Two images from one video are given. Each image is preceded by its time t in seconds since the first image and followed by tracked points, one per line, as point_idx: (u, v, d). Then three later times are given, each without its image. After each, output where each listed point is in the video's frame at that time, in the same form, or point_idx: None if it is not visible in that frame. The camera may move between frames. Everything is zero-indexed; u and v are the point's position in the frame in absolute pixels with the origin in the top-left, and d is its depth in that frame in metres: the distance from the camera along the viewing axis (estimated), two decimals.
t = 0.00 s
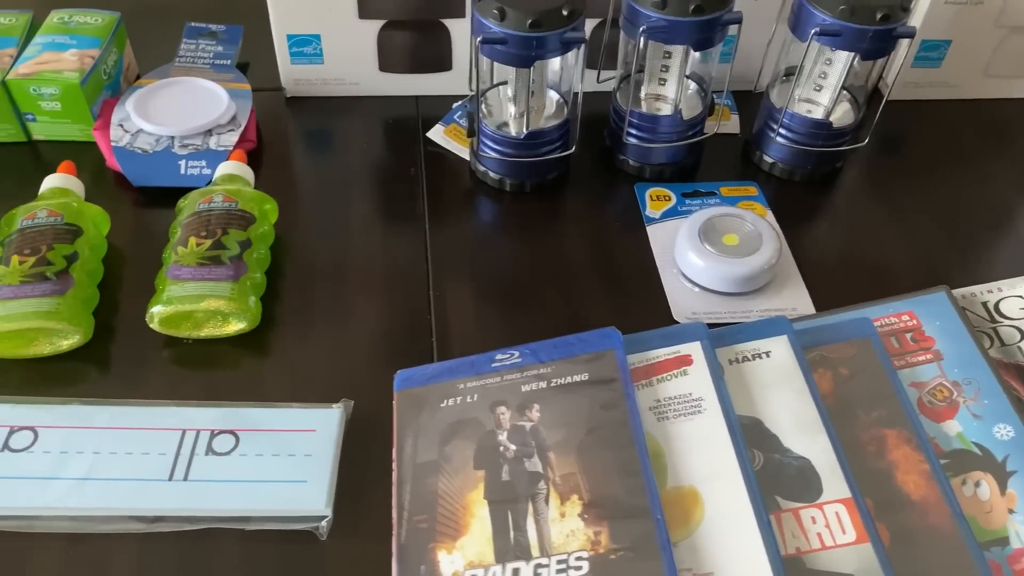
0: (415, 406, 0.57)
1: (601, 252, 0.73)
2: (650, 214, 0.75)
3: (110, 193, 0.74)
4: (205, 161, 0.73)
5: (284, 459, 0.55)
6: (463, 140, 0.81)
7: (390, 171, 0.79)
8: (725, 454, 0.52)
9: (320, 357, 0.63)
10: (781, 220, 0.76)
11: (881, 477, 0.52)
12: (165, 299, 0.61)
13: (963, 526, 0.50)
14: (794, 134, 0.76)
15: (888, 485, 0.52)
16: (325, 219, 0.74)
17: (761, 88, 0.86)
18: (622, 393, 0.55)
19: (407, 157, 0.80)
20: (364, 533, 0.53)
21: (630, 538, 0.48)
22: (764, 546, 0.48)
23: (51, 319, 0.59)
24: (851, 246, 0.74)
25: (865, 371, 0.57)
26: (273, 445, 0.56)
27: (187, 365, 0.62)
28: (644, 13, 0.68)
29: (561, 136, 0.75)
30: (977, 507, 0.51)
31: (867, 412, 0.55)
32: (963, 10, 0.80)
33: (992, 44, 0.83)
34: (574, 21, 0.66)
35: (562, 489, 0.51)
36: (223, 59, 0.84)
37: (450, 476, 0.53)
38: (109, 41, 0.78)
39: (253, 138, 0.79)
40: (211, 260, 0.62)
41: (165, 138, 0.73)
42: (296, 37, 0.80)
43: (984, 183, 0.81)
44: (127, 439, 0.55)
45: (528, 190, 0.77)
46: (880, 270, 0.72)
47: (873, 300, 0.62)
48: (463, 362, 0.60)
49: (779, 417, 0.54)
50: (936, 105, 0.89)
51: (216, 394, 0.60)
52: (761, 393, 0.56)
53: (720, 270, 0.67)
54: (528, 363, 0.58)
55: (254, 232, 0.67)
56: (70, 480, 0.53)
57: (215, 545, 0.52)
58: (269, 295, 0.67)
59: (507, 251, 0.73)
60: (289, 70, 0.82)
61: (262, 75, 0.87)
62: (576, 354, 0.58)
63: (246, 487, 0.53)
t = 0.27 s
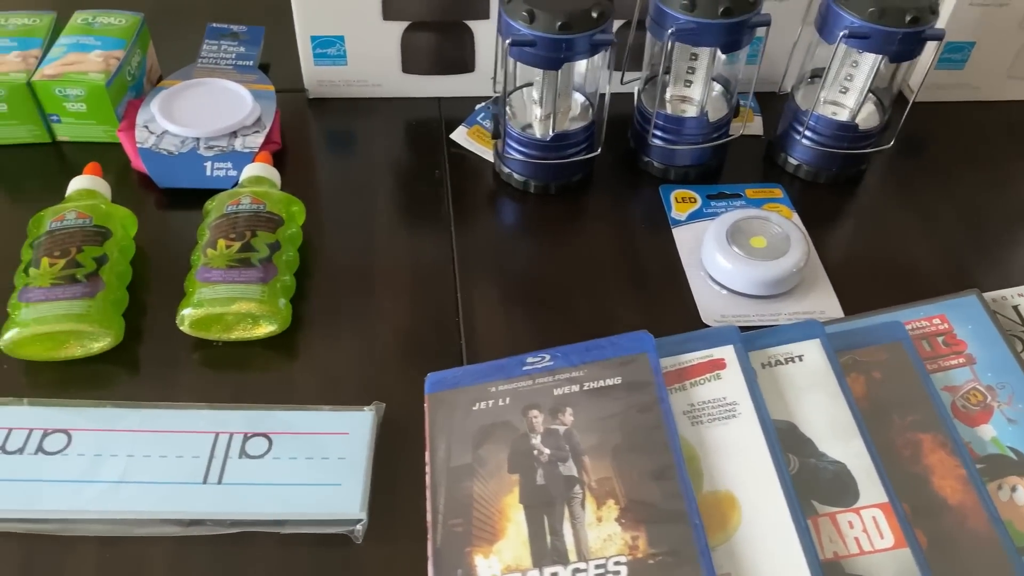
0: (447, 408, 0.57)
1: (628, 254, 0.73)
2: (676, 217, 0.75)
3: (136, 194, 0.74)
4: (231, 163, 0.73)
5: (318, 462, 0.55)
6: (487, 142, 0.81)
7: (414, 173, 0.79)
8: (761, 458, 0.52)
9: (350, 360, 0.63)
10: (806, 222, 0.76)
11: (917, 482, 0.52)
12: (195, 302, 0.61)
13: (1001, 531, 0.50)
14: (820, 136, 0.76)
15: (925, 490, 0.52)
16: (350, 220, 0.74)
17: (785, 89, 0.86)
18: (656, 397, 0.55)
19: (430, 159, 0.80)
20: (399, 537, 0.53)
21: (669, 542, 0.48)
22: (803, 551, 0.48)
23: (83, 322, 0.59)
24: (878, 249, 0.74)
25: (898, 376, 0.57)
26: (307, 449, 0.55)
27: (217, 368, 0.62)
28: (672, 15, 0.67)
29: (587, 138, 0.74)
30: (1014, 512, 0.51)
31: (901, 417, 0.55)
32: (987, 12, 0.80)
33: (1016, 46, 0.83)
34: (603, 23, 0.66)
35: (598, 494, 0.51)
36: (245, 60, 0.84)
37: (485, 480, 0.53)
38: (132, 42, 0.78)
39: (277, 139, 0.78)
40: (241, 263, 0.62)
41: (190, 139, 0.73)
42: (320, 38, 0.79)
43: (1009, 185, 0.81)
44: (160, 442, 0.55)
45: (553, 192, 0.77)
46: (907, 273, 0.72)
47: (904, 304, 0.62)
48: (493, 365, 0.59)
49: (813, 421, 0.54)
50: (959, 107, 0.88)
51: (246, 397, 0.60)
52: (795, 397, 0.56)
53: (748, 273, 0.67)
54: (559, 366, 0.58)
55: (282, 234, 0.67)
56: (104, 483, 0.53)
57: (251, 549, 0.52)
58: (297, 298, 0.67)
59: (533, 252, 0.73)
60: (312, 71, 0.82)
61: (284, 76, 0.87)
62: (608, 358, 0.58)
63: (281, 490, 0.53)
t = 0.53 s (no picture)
0: (481, 412, 0.57)
1: (657, 256, 0.72)
2: (704, 219, 0.75)
3: (163, 196, 0.74)
4: (258, 165, 0.73)
5: (354, 466, 0.55)
6: (512, 144, 0.81)
7: (439, 175, 0.79)
8: (801, 463, 0.52)
9: (382, 363, 0.62)
10: (835, 225, 0.75)
11: (957, 487, 0.52)
12: (227, 305, 0.61)
13: None
14: (848, 138, 0.76)
15: (966, 496, 0.52)
16: (377, 223, 0.74)
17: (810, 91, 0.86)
18: (693, 402, 0.55)
19: (455, 161, 0.80)
20: (436, 542, 0.52)
21: (711, 548, 0.48)
22: (846, 557, 0.48)
23: (116, 325, 0.59)
24: (907, 251, 0.73)
25: (935, 380, 0.57)
26: (342, 453, 0.55)
27: (249, 371, 0.61)
28: (703, 17, 0.67)
29: (615, 140, 0.74)
30: None
31: (939, 421, 0.55)
32: (1014, 14, 0.79)
33: None
34: (635, 25, 0.65)
35: (638, 499, 0.51)
36: (269, 62, 0.83)
37: (522, 484, 0.53)
38: (158, 44, 0.77)
39: (303, 141, 0.78)
40: (273, 266, 0.62)
41: (217, 141, 0.73)
42: (345, 40, 0.79)
43: None
44: (195, 446, 0.55)
45: (580, 195, 0.77)
46: (937, 275, 0.71)
47: (938, 308, 0.63)
48: (527, 369, 0.59)
49: (851, 425, 0.54)
50: (984, 108, 0.88)
51: (279, 400, 0.60)
52: (833, 402, 0.55)
53: (780, 277, 0.66)
54: (594, 371, 0.58)
55: (312, 237, 0.67)
56: (141, 487, 0.53)
57: (288, 554, 0.52)
58: (327, 301, 0.66)
59: (561, 255, 0.72)
60: (337, 73, 0.82)
61: (307, 77, 0.86)
62: (643, 362, 0.57)
63: (317, 494, 0.53)
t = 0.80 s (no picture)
0: (513, 416, 0.57)
1: (682, 259, 0.72)
2: (729, 222, 0.75)
3: (187, 200, 0.74)
4: (284, 169, 0.73)
5: (387, 471, 0.55)
6: (535, 147, 0.81)
7: (463, 178, 0.79)
8: (836, 467, 0.52)
9: (411, 367, 0.62)
10: (859, 228, 0.75)
11: (992, 492, 0.52)
12: (258, 309, 0.61)
13: None
14: (872, 141, 0.76)
15: (1001, 501, 0.52)
16: (402, 226, 0.74)
17: (832, 94, 0.86)
18: (726, 406, 0.55)
19: (478, 164, 0.80)
20: (471, 546, 0.52)
21: (749, 553, 0.48)
22: (885, 562, 0.48)
23: (147, 330, 0.59)
24: (932, 254, 0.73)
25: (967, 384, 0.57)
26: (375, 457, 0.55)
27: (278, 375, 0.61)
28: (730, 20, 0.67)
29: (639, 143, 0.74)
30: None
31: (973, 425, 0.55)
32: None
33: None
34: (663, 29, 0.65)
35: (674, 504, 0.51)
36: (290, 64, 0.83)
37: (557, 489, 0.53)
38: (181, 47, 0.77)
39: (327, 145, 0.78)
40: (302, 270, 0.62)
41: (242, 145, 0.73)
42: (368, 43, 0.79)
43: None
44: (228, 450, 0.55)
45: (604, 198, 0.77)
46: (963, 278, 0.71)
47: (968, 311, 0.64)
48: (557, 373, 0.59)
49: (885, 429, 0.54)
50: (1005, 111, 0.88)
51: (310, 404, 0.60)
52: (866, 406, 0.55)
53: (807, 280, 0.66)
54: (625, 375, 0.58)
55: (340, 241, 0.67)
56: (175, 491, 0.53)
57: (323, 558, 0.51)
58: (355, 304, 0.66)
59: (586, 258, 0.72)
60: (360, 76, 0.82)
61: (328, 80, 0.86)
62: (675, 366, 0.57)
63: (352, 499, 0.53)
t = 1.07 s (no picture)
0: (540, 417, 0.57)
1: (704, 259, 0.72)
2: (750, 222, 0.74)
3: (207, 201, 0.74)
4: (304, 170, 0.73)
5: (416, 472, 0.54)
6: (554, 147, 0.81)
7: (482, 179, 0.79)
8: (867, 469, 0.51)
9: (435, 369, 0.62)
10: (880, 228, 0.75)
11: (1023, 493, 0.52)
12: (283, 311, 0.61)
13: None
14: (892, 141, 0.76)
15: None
16: (422, 228, 0.74)
17: (851, 94, 0.86)
18: (755, 408, 0.55)
19: (497, 165, 0.80)
20: (501, 548, 0.52)
21: (782, 555, 0.48)
22: (919, 564, 0.48)
23: (172, 332, 0.59)
24: (954, 253, 0.73)
25: (995, 384, 0.57)
26: (403, 459, 0.55)
27: (303, 377, 0.61)
28: (753, 20, 0.67)
29: (659, 144, 0.74)
30: None
31: (1002, 426, 0.55)
32: None
33: None
34: (686, 29, 0.65)
35: (705, 505, 0.51)
36: (308, 66, 0.83)
37: (586, 491, 0.53)
38: (200, 48, 0.77)
39: (346, 146, 0.78)
40: (326, 272, 0.62)
41: (262, 146, 0.73)
42: (387, 44, 0.79)
43: None
44: (255, 452, 0.55)
45: (624, 199, 0.77)
46: (986, 277, 0.71)
47: (993, 312, 0.66)
48: (584, 374, 0.59)
49: (915, 430, 0.54)
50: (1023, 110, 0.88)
51: (335, 406, 0.60)
52: (894, 406, 0.55)
53: (831, 280, 0.66)
54: (652, 376, 0.58)
55: (363, 242, 0.66)
56: (203, 494, 0.53)
57: (353, 561, 0.51)
58: (377, 306, 0.66)
59: (608, 258, 0.72)
60: (378, 77, 0.82)
61: (345, 81, 0.86)
62: (702, 367, 0.57)
63: (381, 501, 0.53)
